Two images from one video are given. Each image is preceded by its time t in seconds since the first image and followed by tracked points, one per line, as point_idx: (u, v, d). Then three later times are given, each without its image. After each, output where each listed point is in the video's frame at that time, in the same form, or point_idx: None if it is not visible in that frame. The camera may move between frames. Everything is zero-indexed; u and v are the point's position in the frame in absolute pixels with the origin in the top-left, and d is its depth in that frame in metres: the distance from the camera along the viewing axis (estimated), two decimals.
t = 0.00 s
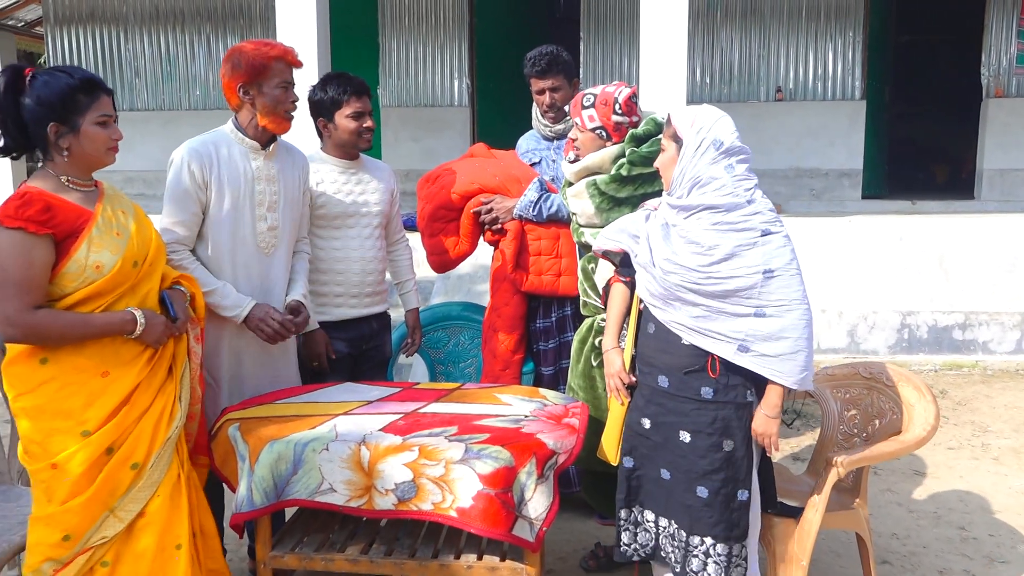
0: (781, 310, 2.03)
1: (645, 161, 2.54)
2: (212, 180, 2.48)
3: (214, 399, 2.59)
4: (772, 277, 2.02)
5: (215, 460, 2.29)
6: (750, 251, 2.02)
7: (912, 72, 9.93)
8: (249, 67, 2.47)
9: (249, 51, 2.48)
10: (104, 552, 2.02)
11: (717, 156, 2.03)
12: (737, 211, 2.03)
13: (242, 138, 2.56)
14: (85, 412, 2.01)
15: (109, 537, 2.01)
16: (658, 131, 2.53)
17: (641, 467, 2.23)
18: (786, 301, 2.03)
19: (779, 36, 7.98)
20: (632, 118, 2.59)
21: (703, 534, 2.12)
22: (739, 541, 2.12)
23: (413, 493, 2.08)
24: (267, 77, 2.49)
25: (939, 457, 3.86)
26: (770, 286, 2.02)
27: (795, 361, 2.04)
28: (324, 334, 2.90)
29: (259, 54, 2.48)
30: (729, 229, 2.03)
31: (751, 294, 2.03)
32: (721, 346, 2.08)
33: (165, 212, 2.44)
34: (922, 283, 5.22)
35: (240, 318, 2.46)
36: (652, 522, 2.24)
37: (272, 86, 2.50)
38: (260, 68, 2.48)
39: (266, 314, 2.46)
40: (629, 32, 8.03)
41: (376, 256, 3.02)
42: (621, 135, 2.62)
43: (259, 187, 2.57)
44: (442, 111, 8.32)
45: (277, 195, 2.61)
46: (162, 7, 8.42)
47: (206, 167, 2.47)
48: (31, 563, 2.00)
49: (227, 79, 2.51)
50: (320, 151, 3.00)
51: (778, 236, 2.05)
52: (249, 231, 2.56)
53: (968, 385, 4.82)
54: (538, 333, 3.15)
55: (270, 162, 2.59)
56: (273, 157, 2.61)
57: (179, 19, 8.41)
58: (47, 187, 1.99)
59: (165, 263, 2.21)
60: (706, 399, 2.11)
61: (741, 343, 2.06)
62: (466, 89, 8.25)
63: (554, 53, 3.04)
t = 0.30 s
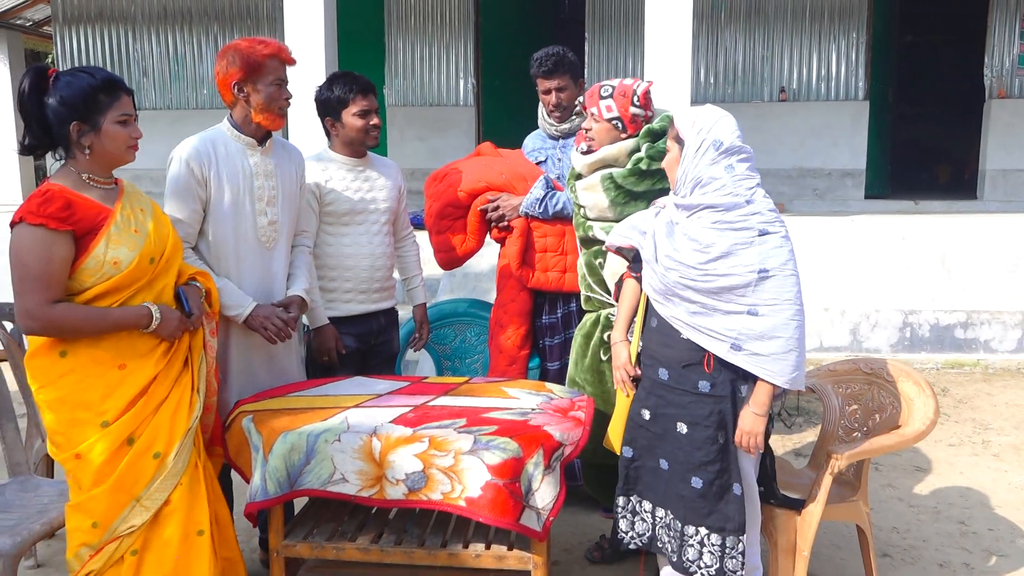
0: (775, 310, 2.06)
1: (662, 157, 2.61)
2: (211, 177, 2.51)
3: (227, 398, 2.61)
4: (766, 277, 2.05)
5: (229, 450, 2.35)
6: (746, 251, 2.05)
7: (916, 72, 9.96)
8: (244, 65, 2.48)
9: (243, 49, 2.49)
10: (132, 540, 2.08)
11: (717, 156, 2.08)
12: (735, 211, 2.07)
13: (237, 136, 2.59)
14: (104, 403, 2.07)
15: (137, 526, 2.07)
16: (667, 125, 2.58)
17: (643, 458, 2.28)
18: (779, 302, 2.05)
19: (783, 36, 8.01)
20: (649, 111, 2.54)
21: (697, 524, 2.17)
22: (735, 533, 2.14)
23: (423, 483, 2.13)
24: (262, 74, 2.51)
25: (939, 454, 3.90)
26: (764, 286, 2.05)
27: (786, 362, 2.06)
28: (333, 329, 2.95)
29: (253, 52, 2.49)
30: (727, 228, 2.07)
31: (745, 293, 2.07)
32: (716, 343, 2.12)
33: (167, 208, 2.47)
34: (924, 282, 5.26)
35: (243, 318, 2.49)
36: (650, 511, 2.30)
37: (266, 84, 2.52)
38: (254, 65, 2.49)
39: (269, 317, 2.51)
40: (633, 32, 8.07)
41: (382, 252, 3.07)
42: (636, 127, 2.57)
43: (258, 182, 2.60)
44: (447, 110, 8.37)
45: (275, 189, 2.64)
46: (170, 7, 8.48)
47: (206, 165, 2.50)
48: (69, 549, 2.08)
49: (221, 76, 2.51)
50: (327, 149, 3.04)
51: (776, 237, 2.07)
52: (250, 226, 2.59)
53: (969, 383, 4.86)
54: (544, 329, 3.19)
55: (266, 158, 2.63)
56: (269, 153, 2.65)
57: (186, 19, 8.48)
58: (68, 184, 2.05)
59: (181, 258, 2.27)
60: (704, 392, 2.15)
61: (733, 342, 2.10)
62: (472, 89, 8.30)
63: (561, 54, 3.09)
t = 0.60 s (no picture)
0: (769, 300, 2.13)
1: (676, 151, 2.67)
2: (212, 167, 2.59)
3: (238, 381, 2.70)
4: (761, 268, 2.12)
5: (242, 433, 2.43)
6: (742, 241, 2.13)
7: (918, 68, 10.00)
8: (244, 60, 2.54)
9: (244, 44, 2.54)
10: (138, 521, 2.14)
11: (714, 150, 2.14)
12: (732, 203, 2.14)
13: (239, 128, 2.66)
14: (113, 386, 2.13)
15: (142, 507, 2.13)
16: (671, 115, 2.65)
17: (641, 442, 2.36)
18: (773, 292, 2.13)
19: (784, 32, 8.06)
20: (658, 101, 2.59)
21: (687, 510, 2.25)
22: (723, 519, 2.20)
23: (430, 464, 2.20)
24: (261, 69, 2.56)
25: (934, 444, 3.97)
26: (759, 276, 2.13)
27: (780, 349, 2.14)
28: (341, 317, 3.02)
29: (254, 48, 2.54)
30: (724, 220, 2.14)
31: (741, 283, 2.14)
32: (712, 331, 2.20)
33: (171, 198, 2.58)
34: (923, 276, 5.33)
35: (232, 318, 2.57)
36: (648, 496, 2.36)
37: (265, 79, 2.57)
38: (255, 61, 2.55)
39: (253, 330, 2.58)
40: (636, 28, 8.13)
41: (388, 243, 3.14)
42: (648, 118, 2.59)
43: (259, 173, 2.66)
44: (451, 106, 8.44)
45: (276, 180, 2.70)
46: (177, 2, 8.56)
47: (207, 156, 2.58)
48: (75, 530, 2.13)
49: (222, 70, 2.58)
50: (335, 142, 3.11)
51: (771, 228, 2.15)
52: (252, 215, 2.66)
53: (966, 376, 4.93)
54: (547, 319, 3.26)
55: (267, 148, 2.69)
56: (270, 144, 2.72)
57: (193, 14, 8.55)
58: (81, 171, 2.11)
59: (189, 246, 2.34)
60: (701, 377, 2.22)
61: (729, 329, 2.17)
62: (476, 84, 8.36)
63: (564, 49, 3.14)
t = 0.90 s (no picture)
0: (770, 298, 2.19)
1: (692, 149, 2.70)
2: (221, 171, 2.66)
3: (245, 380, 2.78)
4: (762, 267, 2.18)
5: (256, 428, 2.51)
6: (744, 241, 2.19)
7: (921, 70, 10.04)
8: (254, 67, 2.60)
9: (256, 51, 2.61)
10: (147, 514, 2.20)
11: (717, 153, 2.20)
12: (734, 204, 2.20)
13: (248, 131, 2.73)
14: (126, 382, 2.19)
15: (153, 500, 2.20)
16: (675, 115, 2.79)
17: (644, 438, 2.42)
18: (773, 290, 2.19)
19: (787, 34, 8.11)
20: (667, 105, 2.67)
21: (684, 503, 2.30)
22: (720, 509, 2.27)
23: (438, 458, 2.27)
24: (270, 76, 2.63)
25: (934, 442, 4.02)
26: (760, 275, 2.19)
27: (779, 346, 2.20)
28: (352, 315, 3.08)
29: (264, 54, 2.61)
30: (727, 221, 2.20)
31: (742, 282, 2.20)
32: (714, 328, 2.26)
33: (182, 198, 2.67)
34: (924, 275, 5.39)
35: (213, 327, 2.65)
36: (647, 493, 2.41)
37: (275, 85, 2.64)
38: (265, 67, 2.61)
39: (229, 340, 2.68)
40: (640, 31, 8.19)
41: (396, 243, 3.21)
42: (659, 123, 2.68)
43: (268, 175, 2.73)
44: (457, 107, 8.51)
45: (285, 181, 2.77)
46: (186, 6, 8.65)
47: (216, 160, 2.65)
48: (85, 523, 2.19)
49: (233, 74, 2.64)
50: (344, 144, 3.18)
51: (772, 229, 2.21)
52: (261, 215, 2.73)
53: (967, 375, 4.98)
54: (551, 318, 3.32)
55: (276, 150, 2.76)
56: (278, 146, 2.78)
57: (202, 17, 8.65)
58: (97, 172, 2.17)
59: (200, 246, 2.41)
60: (703, 373, 2.28)
61: (731, 327, 2.23)
62: (481, 86, 8.44)
63: (569, 53, 3.12)
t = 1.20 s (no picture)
0: (775, 295, 2.24)
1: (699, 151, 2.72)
2: (228, 171, 2.71)
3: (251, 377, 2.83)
4: (767, 265, 2.23)
5: (264, 423, 2.56)
6: (750, 240, 2.23)
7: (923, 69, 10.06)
8: (261, 68, 2.65)
9: (262, 52, 2.65)
10: (165, 507, 2.24)
11: (722, 153, 2.24)
12: (740, 203, 2.24)
13: (255, 131, 2.79)
14: (144, 378, 2.23)
15: (171, 493, 2.24)
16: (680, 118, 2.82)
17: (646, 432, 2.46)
18: (779, 287, 2.24)
19: (789, 34, 8.15)
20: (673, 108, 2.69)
21: (684, 496, 2.34)
22: (721, 504, 2.29)
23: (444, 451, 2.31)
24: (276, 78, 2.67)
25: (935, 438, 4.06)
26: (765, 272, 2.24)
27: (784, 342, 2.25)
28: (355, 313, 3.13)
29: (271, 56, 2.64)
30: (732, 219, 2.24)
31: (747, 279, 2.24)
32: (720, 324, 2.30)
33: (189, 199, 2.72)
34: (926, 274, 5.42)
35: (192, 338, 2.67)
36: (646, 486, 2.46)
37: (281, 86, 2.68)
38: (271, 70, 2.65)
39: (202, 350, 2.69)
40: (642, 31, 8.23)
41: (400, 242, 3.24)
42: (663, 125, 2.71)
43: (275, 175, 2.78)
44: (461, 108, 8.56)
45: (291, 181, 2.82)
46: (191, 7, 8.71)
47: (223, 161, 2.70)
48: (103, 518, 2.22)
49: (241, 76, 2.69)
50: (349, 145, 3.22)
51: (777, 227, 2.25)
52: (267, 214, 2.78)
53: (967, 372, 5.01)
54: (555, 316, 3.35)
55: (282, 150, 2.81)
56: (284, 146, 2.83)
57: (207, 19, 8.70)
58: (110, 171, 2.21)
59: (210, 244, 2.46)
60: (704, 368, 2.32)
61: (736, 323, 2.27)
62: (485, 87, 8.48)
63: (572, 55, 3.16)
